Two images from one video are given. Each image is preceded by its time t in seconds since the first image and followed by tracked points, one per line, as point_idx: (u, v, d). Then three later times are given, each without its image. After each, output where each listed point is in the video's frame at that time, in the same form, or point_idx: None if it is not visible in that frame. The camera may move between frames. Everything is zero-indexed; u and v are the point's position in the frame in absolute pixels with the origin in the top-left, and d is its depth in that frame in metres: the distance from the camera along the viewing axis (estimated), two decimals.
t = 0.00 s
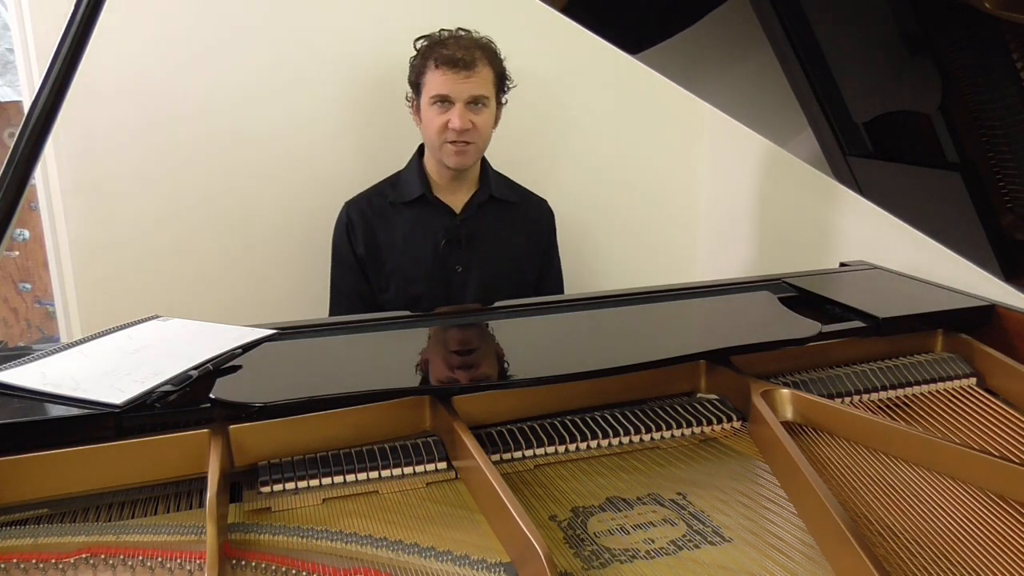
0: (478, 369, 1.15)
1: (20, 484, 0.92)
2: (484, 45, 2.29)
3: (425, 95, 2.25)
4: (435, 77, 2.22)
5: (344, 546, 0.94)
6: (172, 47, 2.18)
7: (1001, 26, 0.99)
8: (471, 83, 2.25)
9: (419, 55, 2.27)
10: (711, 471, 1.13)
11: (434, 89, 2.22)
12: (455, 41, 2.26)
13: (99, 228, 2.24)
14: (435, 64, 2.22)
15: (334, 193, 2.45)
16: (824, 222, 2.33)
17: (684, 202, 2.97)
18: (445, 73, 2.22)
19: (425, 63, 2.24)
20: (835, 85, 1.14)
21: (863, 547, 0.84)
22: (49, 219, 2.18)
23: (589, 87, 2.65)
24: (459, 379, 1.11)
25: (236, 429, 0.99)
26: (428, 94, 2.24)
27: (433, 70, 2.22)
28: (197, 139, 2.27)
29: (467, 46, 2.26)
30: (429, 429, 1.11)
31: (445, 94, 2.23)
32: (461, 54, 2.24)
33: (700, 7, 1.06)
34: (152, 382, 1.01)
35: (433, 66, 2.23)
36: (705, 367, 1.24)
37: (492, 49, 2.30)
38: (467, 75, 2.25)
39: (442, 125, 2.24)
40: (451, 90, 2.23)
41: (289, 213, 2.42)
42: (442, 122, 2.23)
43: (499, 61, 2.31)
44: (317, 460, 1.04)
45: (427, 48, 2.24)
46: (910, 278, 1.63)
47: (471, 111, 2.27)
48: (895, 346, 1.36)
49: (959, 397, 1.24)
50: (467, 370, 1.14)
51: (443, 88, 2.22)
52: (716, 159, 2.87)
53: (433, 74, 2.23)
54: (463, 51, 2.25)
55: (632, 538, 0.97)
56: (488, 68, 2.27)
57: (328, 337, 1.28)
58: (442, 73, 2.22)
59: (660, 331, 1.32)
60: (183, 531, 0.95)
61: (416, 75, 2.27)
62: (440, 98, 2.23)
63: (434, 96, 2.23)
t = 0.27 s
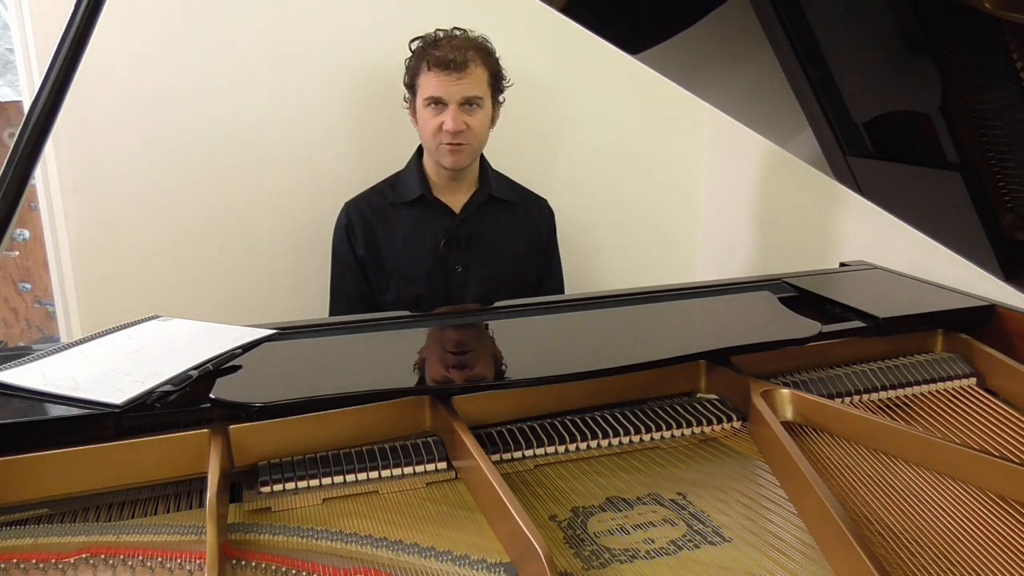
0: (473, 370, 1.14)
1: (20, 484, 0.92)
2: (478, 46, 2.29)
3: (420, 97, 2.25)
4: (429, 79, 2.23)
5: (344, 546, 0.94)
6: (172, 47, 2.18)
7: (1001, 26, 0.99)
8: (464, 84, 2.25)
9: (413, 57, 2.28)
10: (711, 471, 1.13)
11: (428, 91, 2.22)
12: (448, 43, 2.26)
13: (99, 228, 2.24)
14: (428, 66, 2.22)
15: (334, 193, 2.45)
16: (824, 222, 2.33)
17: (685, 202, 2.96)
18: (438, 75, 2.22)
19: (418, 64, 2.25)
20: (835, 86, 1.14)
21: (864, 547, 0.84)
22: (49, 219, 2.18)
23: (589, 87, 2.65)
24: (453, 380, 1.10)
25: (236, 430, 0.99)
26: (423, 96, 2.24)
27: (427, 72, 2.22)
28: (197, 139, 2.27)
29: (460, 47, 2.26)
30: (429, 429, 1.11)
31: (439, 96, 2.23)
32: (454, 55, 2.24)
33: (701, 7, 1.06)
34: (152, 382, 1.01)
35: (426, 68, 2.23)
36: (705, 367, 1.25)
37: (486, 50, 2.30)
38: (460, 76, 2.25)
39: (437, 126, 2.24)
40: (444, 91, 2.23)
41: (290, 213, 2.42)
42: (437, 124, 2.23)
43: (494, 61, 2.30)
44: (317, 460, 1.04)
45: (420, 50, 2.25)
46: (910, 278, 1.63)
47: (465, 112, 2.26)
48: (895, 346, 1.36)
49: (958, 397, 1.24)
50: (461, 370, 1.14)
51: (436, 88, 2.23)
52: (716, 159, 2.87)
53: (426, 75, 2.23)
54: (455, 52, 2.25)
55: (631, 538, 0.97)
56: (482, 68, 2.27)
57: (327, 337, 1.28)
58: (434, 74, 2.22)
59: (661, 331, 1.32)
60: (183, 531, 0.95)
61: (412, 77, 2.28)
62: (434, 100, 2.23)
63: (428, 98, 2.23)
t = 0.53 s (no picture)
0: (472, 371, 1.14)
1: (20, 484, 0.92)
2: (475, 44, 2.29)
3: (418, 95, 2.25)
4: (427, 76, 2.23)
5: (344, 546, 0.94)
6: (172, 47, 2.18)
7: (1001, 26, 0.99)
8: (463, 82, 2.25)
9: (411, 56, 2.28)
10: (711, 471, 1.13)
11: (427, 89, 2.22)
12: (445, 40, 2.26)
13: (99, 228, 2.24)
14: (427, 63, 2.22)
15: (334, 193, 2.45)
16: (824, 222, 2.33)
17: (684, 202, 2.96)
18: (437, 72, 2.22)
19: (417, 63, 2.25)
20: (835, 86, 1.14)
21: (864, 547, 0.84)
22: (49, 220, 2.18)
23: (589, 87, 2.65)
24: (451, 381, 1.10)
25: (236, 430, 0.99)
26: (421, 94, 2.24)
27: (425, 70, 2.22)
28: (197, 139, 2.27)
29: (458, 45, 2.26)
30: (429, 429, 1.11)
31: (437, 93, 2.23)
32: (452, 53, 2.24)
33: (700, 7, 1.06)
34: (152, 382, 1.01)
35: (425, 66, 2.23)
36: (705, 367, 1.25)
37: (483, 47, 2.30)
38: (459, 73, 2.25)
39: (436, 124, 2.24)
40: (443, 89, 2.23)
41: (289, 212, 2.42)
42: (436, 122, 2.24)
43: (492, 59, 2.30)
44: (317, 460, 1.04)
45: (418, 48, 2.25)
46: (910, 278, 1.63)
47: (464, 109, 2.26)
48: (895, 346, 1.36)
49: (958, 397, 1.24)
50: (460, 371, 1.14)
51: (435, 86, 2.23)
52: (716, 159, 2.87)
53: (425, 73, 2.23)
54: (453, 49, 2.25)
55: (631, 538, 0.97)
56: (480, 66, 2.27)
57: (327, 337, 1.28)
58: (433, 72, 2.22)
59: (661, 331, 1.32)
60: (183, 531, 0.95)
61: (410, 76, 2.28)
62: (433, 98, 2.23)
63: (427, 96, 2.23)
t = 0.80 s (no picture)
0: (471, 370, 1.14)
1: (21, 484, 0.92)
2: (473, 43, 2.29)
3: (416, 95, 2.26)
4: (425, 76, 2.23)
5: (344, 546, 0.94)
6: (172, 47, 2.18)
7: (1001, 26, 0.99)
8: (461, 81, 2.25)
9: (409, 56, 2.28)
10: (711, 471, 1.13)
11: (425, 88, 2.22)
12: (443, 40, 2.26)
13: (99, 228, 2.24)
14: (424, 63, 2.22)
15: (334, 193, 2.45)
16: (824, 222, 2.33)
17: (684, 202, 2.96)
18: (434, 71, 2.22)
19: (416, 62, 2.25)
20: (835, 86, 1.14)
21: (864, 548, 0.84)
22: (49, 219, 2.18)
23: (589, 87, 2.65)
24: (450, 380, 1.10)
25: (236, 430, 0.99)
26: (419, 94, 2.24)
27: (423, 69, 2.22)
28: (197, 139, 2.27)
29: (456, 45, 2.26)
30: (429, 429, 1.11)
31: (435, 93, 2.23)
32: (449, 52, 2.24)
33: (700, 7, 1.06)
34: (152, 382, 1.01)
35: (423, 65, 2.23)
36: (705, 367, 1.25)
37: (481, 47, 2.30)
38: (456, 72, 2.25)
39: (434, 123, 2.24)
40: (441, 88, 2.23)
41: (290, 212, 2.42)
42: (434, 121, 2.24)
43: (490, 58, 2.31)
44: (317, 460, 1.04)
45: (416, 48, 2.25)
46: (910, 278, 1.63)
47: (462, 108, 2.27)
48: (895, 346, 1.36)
49: (958, 397, 1.24)
50: (460, 371, 1.14)
51: (434, 86, 2.23)
52: (716, 159, 2.87)
53: (423, 73, 2.23)
54: (451, 49, 2.25)
55: (631, 538, 0.97)
56: (478, 65, 2.27)
57: (327, 337, 1.28)
58: (431, 71, 2.22)
59: (661, 331, 1.32)
60: (183, 531, 0.95)
61: (408, 75, 2.28)
62: (431, 97, 2.23)
63: (425, 95, 2.23)
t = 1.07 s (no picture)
0: (472, 370, 1.14)
1: (21, 484, 0.92)
2: (478, 44, 2.29)
3: (420, 95, 2.25)
4: (429, 76, 2.23)
5: (344, 546, 0.94)
6: (172, 47, 2.18)
7: (1001, 26, 0.99)
8: (465, 82, 2.25)
9: (413, 55, 2.28)
10: (711, 471, 1.13)
11: (429, 89, 2.22)
12: (448, 41, 2.26)
13: (99, 228, 2.24)
14: (429, 64, 2.22)
15: (334, 193, 2.45)
16: (824, 221, 2.33)
17: (684, 202, 2.96)
18: (439, 72, 2.22)
19: (419, 63, 2.24)
20: (835, 86, 1.14)
21: (864, 548, 0.84)
22: (48, 219, 2.18)
23: (589, 87, 2.65)
24: (451, 380, 1.10)
25: (236, 430, 0.99)
26: (423, 94, 2.24)
27: (428, 70, 2.22)
28: (197, 138, 2.27)
29: (461, 45, 2.26)
30: (429, 429, 1.11)
31: (440, 93, 2.23)
32: (455, 53, 2.24)
33: (699, 7, 1.06)
34: (152, 382, 1.01)
35: (427, 66, 2.23)
36: (705, 367, 1.25)
37: (485, 48, 2.30)
38: (461, 73, 2.25)
39: (438, 124, 2.24)
40: (445, 89, 2.23)
41: (290, 212, 2.42)
42: (438, 122, 2.24)
43: (494, 60, 2.31)
44: (317, 460, 1.04)
45: (421, 48, 2.24)
46: (910, 278, 1.63)
47: (465, 109, 2.27)
48: (895, 346, 1.36)
49: (958, 397, 1.24)
50: (461, 371, 1.14)
51: (437, 87, 2.23)
52: (716, 159, 2.87)
53: (427, 73, 2.23)
54: (456, 50, 2.25)
55: (631, 538, 0.97)
56: (482, 66, 2.27)
57: (327, 338, 1.28)
58: (435, 72, 2.22)
59: (661, 331, 1.32)
60: (183, 531, 0.95)
61: (412, 75, 2.28)
62: (435, 98, 2.23)
63: (429, 96, 2.23)
